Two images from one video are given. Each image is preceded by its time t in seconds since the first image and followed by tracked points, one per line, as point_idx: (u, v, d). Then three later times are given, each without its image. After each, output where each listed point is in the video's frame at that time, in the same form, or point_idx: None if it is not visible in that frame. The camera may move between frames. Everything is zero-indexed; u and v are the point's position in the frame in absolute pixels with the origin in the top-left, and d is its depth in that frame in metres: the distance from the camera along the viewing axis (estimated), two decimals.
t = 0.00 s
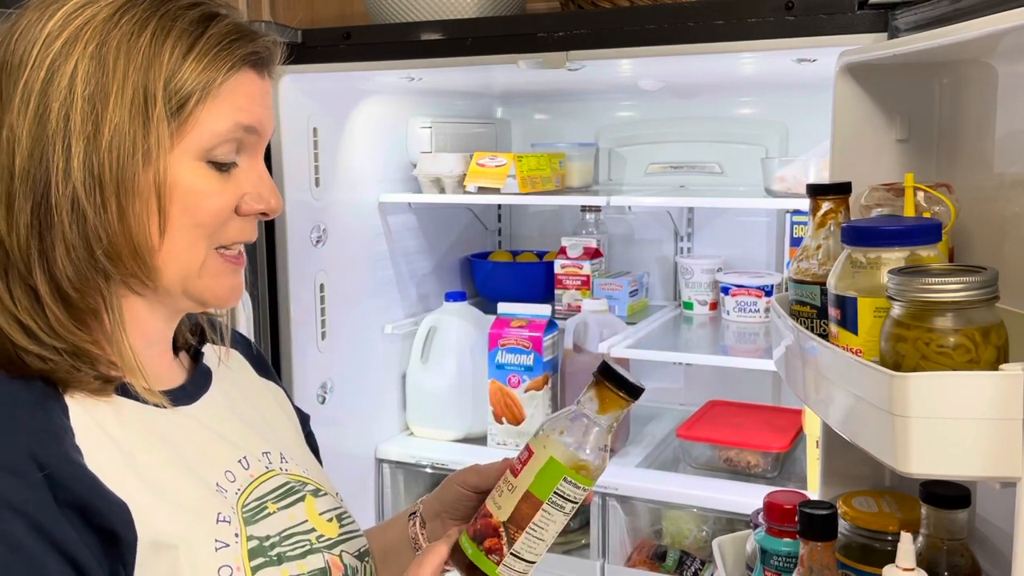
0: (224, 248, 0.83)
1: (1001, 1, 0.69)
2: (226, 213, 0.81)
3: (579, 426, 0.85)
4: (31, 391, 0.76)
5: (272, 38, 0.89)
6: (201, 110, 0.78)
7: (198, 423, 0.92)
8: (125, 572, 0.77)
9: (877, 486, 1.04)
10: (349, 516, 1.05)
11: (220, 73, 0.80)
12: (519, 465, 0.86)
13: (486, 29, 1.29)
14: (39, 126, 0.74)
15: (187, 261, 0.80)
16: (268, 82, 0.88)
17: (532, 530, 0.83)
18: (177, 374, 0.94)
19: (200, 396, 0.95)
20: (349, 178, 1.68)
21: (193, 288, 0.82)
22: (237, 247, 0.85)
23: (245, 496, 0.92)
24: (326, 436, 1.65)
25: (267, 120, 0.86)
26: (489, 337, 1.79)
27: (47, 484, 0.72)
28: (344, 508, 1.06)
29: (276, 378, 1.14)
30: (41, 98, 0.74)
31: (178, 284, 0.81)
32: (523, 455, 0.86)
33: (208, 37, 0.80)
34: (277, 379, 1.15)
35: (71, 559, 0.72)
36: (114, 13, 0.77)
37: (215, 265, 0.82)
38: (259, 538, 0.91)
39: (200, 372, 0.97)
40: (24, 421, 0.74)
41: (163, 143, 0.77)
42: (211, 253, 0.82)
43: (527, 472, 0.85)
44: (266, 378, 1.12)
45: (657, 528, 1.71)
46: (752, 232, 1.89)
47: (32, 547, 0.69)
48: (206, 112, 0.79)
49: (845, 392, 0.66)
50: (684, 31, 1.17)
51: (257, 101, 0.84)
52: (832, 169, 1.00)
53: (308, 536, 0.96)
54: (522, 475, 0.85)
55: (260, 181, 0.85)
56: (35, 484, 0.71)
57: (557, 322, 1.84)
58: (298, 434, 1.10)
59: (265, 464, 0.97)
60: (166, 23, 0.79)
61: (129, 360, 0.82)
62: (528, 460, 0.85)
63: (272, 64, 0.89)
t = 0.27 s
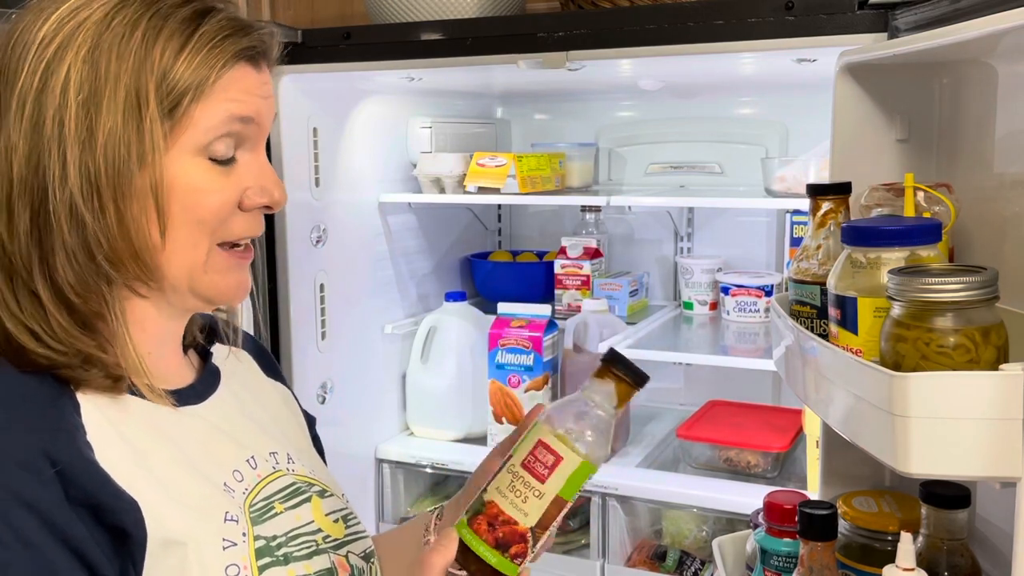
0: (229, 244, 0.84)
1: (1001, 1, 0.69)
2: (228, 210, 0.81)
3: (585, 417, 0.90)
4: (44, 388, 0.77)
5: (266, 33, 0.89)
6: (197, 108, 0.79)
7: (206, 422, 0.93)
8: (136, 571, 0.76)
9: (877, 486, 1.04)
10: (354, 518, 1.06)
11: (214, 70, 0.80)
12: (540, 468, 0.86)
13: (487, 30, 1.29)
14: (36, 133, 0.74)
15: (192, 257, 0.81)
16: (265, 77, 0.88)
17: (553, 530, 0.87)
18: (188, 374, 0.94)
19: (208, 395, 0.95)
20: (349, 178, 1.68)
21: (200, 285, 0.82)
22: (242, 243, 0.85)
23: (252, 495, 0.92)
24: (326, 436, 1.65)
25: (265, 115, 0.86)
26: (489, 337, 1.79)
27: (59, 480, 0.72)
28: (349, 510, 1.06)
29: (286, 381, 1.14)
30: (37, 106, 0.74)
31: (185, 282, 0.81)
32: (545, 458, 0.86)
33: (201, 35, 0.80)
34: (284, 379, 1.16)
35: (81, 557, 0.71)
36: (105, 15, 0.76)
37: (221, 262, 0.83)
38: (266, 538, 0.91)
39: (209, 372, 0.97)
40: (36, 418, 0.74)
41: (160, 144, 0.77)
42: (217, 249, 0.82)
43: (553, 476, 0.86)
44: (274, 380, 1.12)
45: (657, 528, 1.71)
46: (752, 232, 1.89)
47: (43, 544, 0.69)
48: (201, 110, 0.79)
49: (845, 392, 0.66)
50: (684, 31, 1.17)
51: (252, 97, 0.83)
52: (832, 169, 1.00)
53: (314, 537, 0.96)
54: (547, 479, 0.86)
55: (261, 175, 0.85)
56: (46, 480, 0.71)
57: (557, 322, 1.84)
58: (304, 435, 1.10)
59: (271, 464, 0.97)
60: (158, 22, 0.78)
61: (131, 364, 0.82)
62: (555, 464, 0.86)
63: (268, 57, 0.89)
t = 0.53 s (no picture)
0: (216, 236, 0.81)
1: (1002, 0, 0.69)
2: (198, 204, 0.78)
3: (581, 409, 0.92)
4: (57, 384, 0.77)
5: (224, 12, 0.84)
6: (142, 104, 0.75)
7: (221, 420, 0.92)
8: (144, 564, 0.77)
9: (877, 486, 1.04)
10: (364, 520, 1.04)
11: (156, 62, 0.76)
12: (463, 424, 0.78)
13: (487, 30, 1.29)
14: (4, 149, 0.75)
15: (173, 255, 0.79)
16: (229, 56, 0.83)
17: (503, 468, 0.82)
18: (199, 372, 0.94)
19: (223, 394, 0.94)
20: (349, 177, 1.68)
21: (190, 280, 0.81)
22: (233, 234, 0.83)
23: (261, 496, 0.92)
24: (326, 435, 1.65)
25: (232, 102, 0.81)
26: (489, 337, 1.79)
27: (69, 474, 0.72)
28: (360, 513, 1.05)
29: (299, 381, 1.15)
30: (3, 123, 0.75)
31: (173, 278, 0.80)
32: (462, 412, 0.78)
33: (144, 25, 0.76)
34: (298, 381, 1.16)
35: (91, 550, 0.71)
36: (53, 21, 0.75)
37: (209, 256, 0.81)
38: (273, 537, 0.91)
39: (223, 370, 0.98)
40: (48, 413, 0.74)
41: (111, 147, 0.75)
42: (200, 243, 0.80)
43: (480, 427, 0.78)
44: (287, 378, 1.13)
45: (657, 528, 1.71)
46: (751, 232, 1.89)
47: (51, 536, 0.69)
48: (149, 105, 0.76)
49: (845, 392, 0.66)
50: (684, 31, 1.17)
51: (207, 86, 0.79)
52: (832, 169, 1.00)
53: (323, 538, 0.96)
54: (478, 433, 0.78)
55: (235, 163, 0.81)
56: (57, 474, 0.71)
57: (557, 322, 1.84)
58: (316, 436, 1.10)
59: (281, 464, 0.97)
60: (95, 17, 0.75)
61: (124, 369, 0.79)
62: (473, 412, 0.78)
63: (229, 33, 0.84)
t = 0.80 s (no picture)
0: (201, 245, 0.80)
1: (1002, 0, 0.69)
2: (177, 213, 0.77)
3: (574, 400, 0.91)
4: (58, 383, 0.77)
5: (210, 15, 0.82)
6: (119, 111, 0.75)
7: (224, 421, 0.92)
8: (139, 564, 0.77)
9: (877, 486, 1.04)
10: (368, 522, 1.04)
11: (132, 68, 0.75)
12: (489, 448, 0.77)
13: (487, 30, 1.29)
14: None
15: (153, 263, 0.79)
16: (215, 61, 0.81)
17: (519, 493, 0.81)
18: (202, 372, 0.95)
19: (228, 395, 0.95)
20: (349, 177, 1.68)
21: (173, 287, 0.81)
22: (220, 242, 0.82)
23: (264, 495, 0.92)
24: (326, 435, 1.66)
25: (216, 108, 0.80)
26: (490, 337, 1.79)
27: (67, 472, 0.72)
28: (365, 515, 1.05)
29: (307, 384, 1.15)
30: None
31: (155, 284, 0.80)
32: (490, 435, 0.77)
33: (124, 30, 0.75)
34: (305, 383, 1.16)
35: (86, 549, 0.71)
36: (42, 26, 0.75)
37: (193, 264, 0.80)
38: (273, 538, 0.91)
39: (227, 372, 0.98)
40: (48, 411, 0.74)
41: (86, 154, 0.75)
42: (182, 251, 0.79)
43: (506, 452, 0.77)
44: (294, 382, 1.13)
45: (657, 528, 1.71)
46: (751, 232, 1.89)
47: (47, 535, 0.69)
48: (126, 112, 0.75)
49: (845, 392, 0.66)
50: (684, 31, 1.17)
51: (187, 93, 0.78)
52: (832, 169, 1.00)
53: (324, 539, 0.96)
54: (503, 457, 0.77)
55: (218, 171, 0.80)
56: (55, 472, 0.71)
57: (557, 322, 1.84)
58: (320, 437, 1.10)
59: (285, 465, 0.97)
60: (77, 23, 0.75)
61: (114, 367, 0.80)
62: (501, 438, 0.77)
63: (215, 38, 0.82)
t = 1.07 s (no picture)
0: (208, 247, 0.81)
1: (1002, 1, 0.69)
2: (188, 215, 0.78)
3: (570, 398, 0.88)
4: (57, 382, 0.77)
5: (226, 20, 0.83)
6: (135, 112, 0.75)
7: (223, 421, 0.92)
8: (138, 563, 0.77)
9: (877, 486, 1.04)
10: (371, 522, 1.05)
11: (149, 71, 0.75)
12: (495, 444, 0.80)
13: (487, 30, 1.29)
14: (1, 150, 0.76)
15: (163, 264, 0.79)
16: (229, 66, 0.82)
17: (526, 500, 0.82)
18: (206, 372, 0.95)
19: (229, 395, 0.95)
20: (349, 178, 1.68)
21: (179, 289, 0.81)
22: (226, 244, 0.83)
23: (264, 494, 0.92)
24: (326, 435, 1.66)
25: (229, 114, 0.81)
26: (490, 337, 1.79)
27: (66, 471, 0.72)
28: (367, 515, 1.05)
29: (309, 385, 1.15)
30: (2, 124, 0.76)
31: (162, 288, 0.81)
32: (496, 431, 0.80)
33: (141, 33, 0.76)
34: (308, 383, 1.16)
35: (86, 548, 0.71)
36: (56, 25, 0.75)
37: (200, 267, 0.81)
38: (273, 537, 0.91)
39: (229, 372, 0.98)
40: (47, 411, 0.74)
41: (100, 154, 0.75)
42: (190, 253, 0.80)
43: (509, 450, 0.80)
44: (297, 382, 1.13)
45: (657, 528, 1.71)
46: (751, 232, 1.89)
47: (46, 533, 0.69)
48: (141, 114, 0.76)
49: (845, 391, 0.66)
50: (684, 31, 1.17)
51: (202, 97, 0.79)
52: (832, 169, 1.00)
53: (325, 539, 0.97)
54: (507, 455, 0.80)
55: (229, 175, 0.81)
56: (54, 470, 0.71)
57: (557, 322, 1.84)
58: (320, 436, 1.10)
59: (286, 465, 0.97)
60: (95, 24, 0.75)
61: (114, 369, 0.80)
62: (507, 436, 0.80)
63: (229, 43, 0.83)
